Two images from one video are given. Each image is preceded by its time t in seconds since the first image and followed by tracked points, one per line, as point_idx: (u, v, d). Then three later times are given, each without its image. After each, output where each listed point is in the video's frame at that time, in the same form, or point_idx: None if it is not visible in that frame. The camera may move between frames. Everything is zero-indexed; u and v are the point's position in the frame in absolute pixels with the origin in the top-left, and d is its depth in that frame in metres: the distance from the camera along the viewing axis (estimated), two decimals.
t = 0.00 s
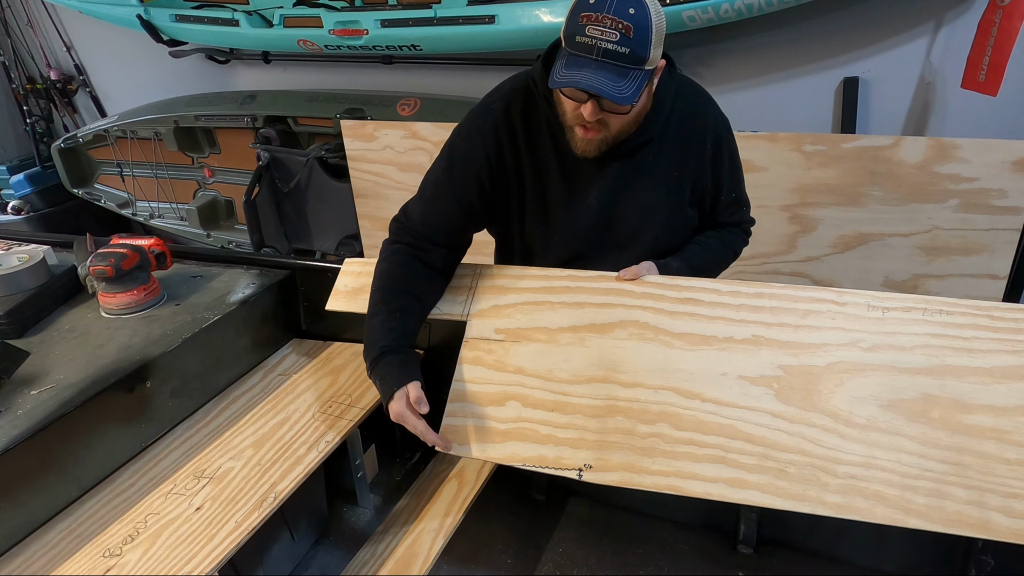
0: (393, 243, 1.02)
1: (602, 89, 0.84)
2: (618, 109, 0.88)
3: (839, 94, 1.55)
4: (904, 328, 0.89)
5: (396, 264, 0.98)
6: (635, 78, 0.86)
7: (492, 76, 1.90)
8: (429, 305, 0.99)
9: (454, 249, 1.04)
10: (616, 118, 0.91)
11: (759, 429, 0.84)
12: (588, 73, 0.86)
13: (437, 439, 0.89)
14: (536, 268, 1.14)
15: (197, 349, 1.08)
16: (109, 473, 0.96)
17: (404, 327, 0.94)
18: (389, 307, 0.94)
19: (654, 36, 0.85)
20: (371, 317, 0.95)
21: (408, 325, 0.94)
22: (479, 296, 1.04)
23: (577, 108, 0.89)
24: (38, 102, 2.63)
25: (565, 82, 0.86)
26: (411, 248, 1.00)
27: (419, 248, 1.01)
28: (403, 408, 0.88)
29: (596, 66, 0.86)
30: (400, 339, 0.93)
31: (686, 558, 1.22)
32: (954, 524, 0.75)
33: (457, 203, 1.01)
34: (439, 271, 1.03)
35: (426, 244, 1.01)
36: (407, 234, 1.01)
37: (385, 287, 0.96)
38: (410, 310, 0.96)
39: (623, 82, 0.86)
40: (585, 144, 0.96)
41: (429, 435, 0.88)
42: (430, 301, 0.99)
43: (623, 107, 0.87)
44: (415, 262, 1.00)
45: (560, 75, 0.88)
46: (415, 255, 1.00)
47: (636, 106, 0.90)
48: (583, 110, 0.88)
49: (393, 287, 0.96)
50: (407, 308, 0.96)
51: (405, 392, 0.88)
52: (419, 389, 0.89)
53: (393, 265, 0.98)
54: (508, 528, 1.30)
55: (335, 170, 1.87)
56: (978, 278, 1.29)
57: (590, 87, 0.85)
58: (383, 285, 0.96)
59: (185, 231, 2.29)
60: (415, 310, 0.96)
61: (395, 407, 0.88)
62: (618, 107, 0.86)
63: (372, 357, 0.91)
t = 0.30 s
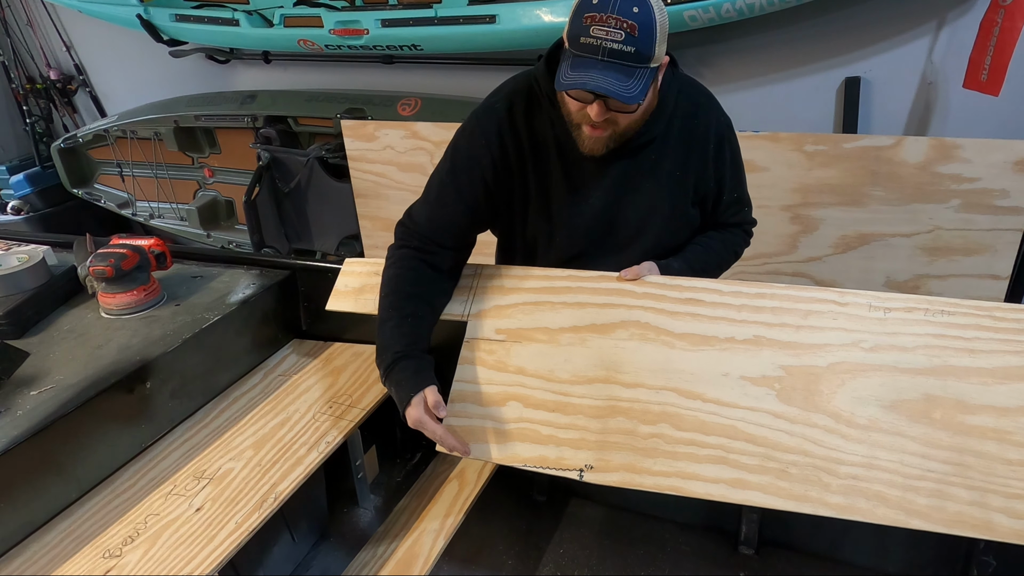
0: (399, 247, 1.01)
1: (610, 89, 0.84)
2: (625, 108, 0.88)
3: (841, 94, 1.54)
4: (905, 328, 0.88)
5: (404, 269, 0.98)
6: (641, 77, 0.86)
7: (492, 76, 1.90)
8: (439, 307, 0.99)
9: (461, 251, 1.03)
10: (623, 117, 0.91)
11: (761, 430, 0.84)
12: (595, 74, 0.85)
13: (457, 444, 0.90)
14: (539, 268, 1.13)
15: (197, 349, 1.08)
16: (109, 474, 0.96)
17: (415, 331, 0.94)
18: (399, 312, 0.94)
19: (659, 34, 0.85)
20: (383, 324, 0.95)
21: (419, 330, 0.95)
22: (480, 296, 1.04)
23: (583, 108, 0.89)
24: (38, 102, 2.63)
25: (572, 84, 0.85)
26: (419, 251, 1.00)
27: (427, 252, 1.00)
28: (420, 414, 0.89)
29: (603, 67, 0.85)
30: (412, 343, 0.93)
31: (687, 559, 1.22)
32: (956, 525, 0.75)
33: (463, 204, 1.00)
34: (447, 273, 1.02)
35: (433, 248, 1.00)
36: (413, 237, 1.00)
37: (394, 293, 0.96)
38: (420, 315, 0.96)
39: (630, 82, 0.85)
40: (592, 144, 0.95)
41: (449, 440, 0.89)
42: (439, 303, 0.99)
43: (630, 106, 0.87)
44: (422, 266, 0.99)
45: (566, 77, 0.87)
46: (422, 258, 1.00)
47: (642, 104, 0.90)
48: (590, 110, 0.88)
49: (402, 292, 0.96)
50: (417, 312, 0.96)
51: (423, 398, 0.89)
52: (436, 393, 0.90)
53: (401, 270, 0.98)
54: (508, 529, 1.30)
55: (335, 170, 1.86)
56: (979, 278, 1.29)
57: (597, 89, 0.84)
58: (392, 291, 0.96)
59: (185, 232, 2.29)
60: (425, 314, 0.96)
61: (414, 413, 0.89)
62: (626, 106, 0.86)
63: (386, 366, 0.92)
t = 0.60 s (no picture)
0: (409, 253, 0.98)
1: (620, 86, 0.83)
2: (632, 107, 0.87)
3: (842, 94, 1.54)
4: (906, 329, 0.87)
5: (417, 275, 0.94)
6: (649, 75, 0.85)
7: (493, 75, 1.90)
8: (454, 310, 0.96)
9: (470, 252, 1.01)
10: (629, 116, 0.90)
11: (762, 430, 0.84)
12: (604, 71, 0.84)
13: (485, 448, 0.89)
14: (541, 269, 1.13)
15: (196, 350, 1.07)
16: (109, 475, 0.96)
17: (435, 339, 0.91)
18: (416, 320, 0.91)
19: (666, 32, 0.85)
20: (400, 333, 0.92)
21: (437, 335, 0.92)
22: (481, 296, 1.03)
23: (589, 107, 0.88)
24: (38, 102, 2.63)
25: (580, 81, 0.85)
26: (429, 256, 0.97)
27: (438, 257, 0.97)
28: (447, 420, 0.87)
29: (611, 64, 0.84)
30: (434, 350, 0.90)
31: (688, 560, 1.22)
32: (958, 526, 0.75)
33: (471, 205, 0.98)
34: (459, 276, 1.00)
35: (444, 251, 0.97)
36: (423, 242, 0.97)
37: (409, 300, 0.93)
38: (436, 320, 0.93)
39: (638, 79, 0.85)
40: (597, 142, 0.94)
41: (478, 445, 0.88)
42: (454, 307, 0.96)
43: (639, 104, 0.86)
44: (434, 271, 0.96)
45: (574, 74, 0.86)
46: (433, 263, 0.97)
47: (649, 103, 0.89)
48: (597, 109, 0.87)
49: (418, 298, 0.93)
50: (433, 318, 0.93)
51: (450, 404, 0.87)
52: (463, 398, 0.88)
53: (413, 276, 0.94)
54: (509, 531, 1.29)
55: (336, 170, 1.86)
56: (981, 279, 1.29)
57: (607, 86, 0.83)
58: (407, 299, 0.93)
59: (185, 232, 2.28)
60: (441, 320, 0.93)
61: (441, 420, 0.86)
62: (634, 104, 0.85)
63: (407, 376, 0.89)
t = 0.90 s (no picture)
0: (429, 265, 0.93)
1: (628, 85, 0.81)
2: (639, 105, 0.86)
3: (844, 93, 1.53)
4: (908, 329, 0.87)
5: (440, 286, 0.91)
6: (656, 73, 0.84)
7: (493, 75, 1.89)
8: (478, 316, 0.95)
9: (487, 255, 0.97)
10: (637, 113, 0.88)
11: (763, 431, 0.85)
12: (611, 70, 0.82)
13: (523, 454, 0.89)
14: (544, 268, 1.12)
15: (196, 351, 1.07)
16: (109, 476, 0.96)
17: (464, 347, 0.90)
18: (446, 332, 0.89)
19: (672, 31, 0.83)
20: (430, 347, 0.90)
21: (466, 344, 0.90)
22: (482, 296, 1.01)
23: (595, 107, 0.87)
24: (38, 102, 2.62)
25: (587, 81, 0.83)
26: (450, 266, 0.92)
27: (459, 265, 0.93)
28: (489, 430, 0.85)
29: (619, 63, 0.82)
30: (466, 360, 0.89)
31: (689, 561, 1.22)
32: (959, 526, 0.76)
33: (483, 208, 0.94)
34: (479, 281, 0.96)
35: (461, 257, 0.93)
36: (441, 251, 0.93)
37: (438, 312, 0.90)
38: (465, 330, 0.91)
39: (645, 77, 0.83)
40: (603, 141, 0.92)
41: (518, 451, 0.88)
42: (479, 313, 0.95)
43: (647, 102, 0.84)
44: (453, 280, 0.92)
45: (580, 73, 0.84)
46: (453, 272, 0.92)
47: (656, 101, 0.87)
48: (604, 109, 0.86)
49: (446, 309, 0.90)
50: (461, 328, 0.91)
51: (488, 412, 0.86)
52: (500, 405, 0.88)
53: (438, 288, 0.91)
54: (510, 532, 1.29)
55: (337, 170, 1.86)
56: (984, 279, 1.28)
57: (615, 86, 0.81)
58: (435, 312, 0.90)
59: (185, 232, 2.28)
60: (469, 328, 0.92)
61: (483, 430, 0.85)
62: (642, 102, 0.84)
63: (442, 389, 0.88)
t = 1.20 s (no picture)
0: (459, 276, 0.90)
1: (634, 83, 0.80)
2: (644, 104, 0.84)
3: (846, 93, 1.53)
4: (910, 329, 0.86)
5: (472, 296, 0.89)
6: (661, 72, 0.82)
7: (494, 75, 1.89)
8: (509, 322, 0.93)
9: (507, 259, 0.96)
10: (641, 113, 0.87)
11: (764, 432, 0.84)
12: (616, 68, 0.81)
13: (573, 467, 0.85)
14: (547, 268, 1.12)
15: (197, 351, 1.07)
16: (109, 477, 0.95)
17: (502, 356, 0.88)
18: (484, 342, 0.87)
19: (677, 30, 0.82)
20: (467, 360, 0.87)
21: (504, 353, 0.88)
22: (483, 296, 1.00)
23: (599, 106, 0.86)
24: (38, 102, 2.60)
25: (592, 79, 0.81)
26: (479, 273, 0.91)
27: (490, 272, 0.91)
28: (536, 443, 0.81)
29: (623, 61, 0.81)
30: (506, 370, 0.87)
31: (691, 562, 1.21)
32: (960, 527, 0.76)
33: (497, 211, 0.92)
34: (505, 286, 0.95)
35: (489, 264, 0.92)
36: (467, 259, 0.91)
37: (473, 322, 0.88)
38: (500, 337, 0.89)
39: (650, 76, 0.81)
40: (607, 142, 0.91)
41: (568, 464, 0.84)
42: (509, 318, 0.93)
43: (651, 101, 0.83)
44: (485, 288, 0.91)
45: (584, 72, 0.83)
46: (486, 280, 0.91)
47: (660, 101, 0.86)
48: (608, 108, 0.84)
49: (482, 318, 0.88)
50: (498, 337, 0.89)
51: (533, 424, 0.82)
52: (546, 416, 0.84)
53: (470, 298, 0.89)
54: (511, 533, 1.29)
55: (337, 170, 1.86)
56: (985, 279, 1.28)
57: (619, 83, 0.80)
58: (470, 322, 0.88)
59: (185, 232, 2.28)
60: (504, 336, 0.90)
61: (530, 443, 0.81)
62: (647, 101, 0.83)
63: (485, 403, 0.85)
